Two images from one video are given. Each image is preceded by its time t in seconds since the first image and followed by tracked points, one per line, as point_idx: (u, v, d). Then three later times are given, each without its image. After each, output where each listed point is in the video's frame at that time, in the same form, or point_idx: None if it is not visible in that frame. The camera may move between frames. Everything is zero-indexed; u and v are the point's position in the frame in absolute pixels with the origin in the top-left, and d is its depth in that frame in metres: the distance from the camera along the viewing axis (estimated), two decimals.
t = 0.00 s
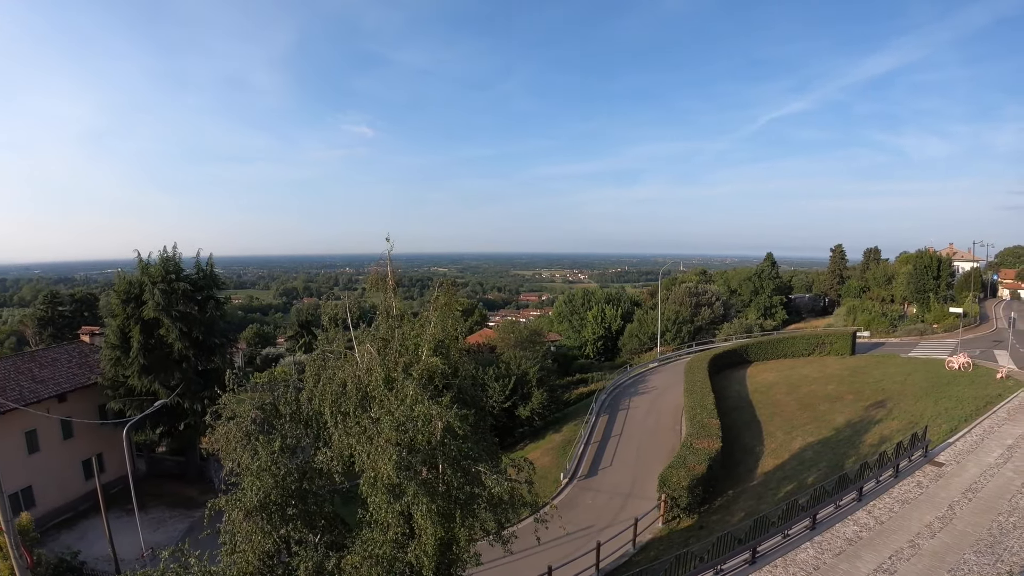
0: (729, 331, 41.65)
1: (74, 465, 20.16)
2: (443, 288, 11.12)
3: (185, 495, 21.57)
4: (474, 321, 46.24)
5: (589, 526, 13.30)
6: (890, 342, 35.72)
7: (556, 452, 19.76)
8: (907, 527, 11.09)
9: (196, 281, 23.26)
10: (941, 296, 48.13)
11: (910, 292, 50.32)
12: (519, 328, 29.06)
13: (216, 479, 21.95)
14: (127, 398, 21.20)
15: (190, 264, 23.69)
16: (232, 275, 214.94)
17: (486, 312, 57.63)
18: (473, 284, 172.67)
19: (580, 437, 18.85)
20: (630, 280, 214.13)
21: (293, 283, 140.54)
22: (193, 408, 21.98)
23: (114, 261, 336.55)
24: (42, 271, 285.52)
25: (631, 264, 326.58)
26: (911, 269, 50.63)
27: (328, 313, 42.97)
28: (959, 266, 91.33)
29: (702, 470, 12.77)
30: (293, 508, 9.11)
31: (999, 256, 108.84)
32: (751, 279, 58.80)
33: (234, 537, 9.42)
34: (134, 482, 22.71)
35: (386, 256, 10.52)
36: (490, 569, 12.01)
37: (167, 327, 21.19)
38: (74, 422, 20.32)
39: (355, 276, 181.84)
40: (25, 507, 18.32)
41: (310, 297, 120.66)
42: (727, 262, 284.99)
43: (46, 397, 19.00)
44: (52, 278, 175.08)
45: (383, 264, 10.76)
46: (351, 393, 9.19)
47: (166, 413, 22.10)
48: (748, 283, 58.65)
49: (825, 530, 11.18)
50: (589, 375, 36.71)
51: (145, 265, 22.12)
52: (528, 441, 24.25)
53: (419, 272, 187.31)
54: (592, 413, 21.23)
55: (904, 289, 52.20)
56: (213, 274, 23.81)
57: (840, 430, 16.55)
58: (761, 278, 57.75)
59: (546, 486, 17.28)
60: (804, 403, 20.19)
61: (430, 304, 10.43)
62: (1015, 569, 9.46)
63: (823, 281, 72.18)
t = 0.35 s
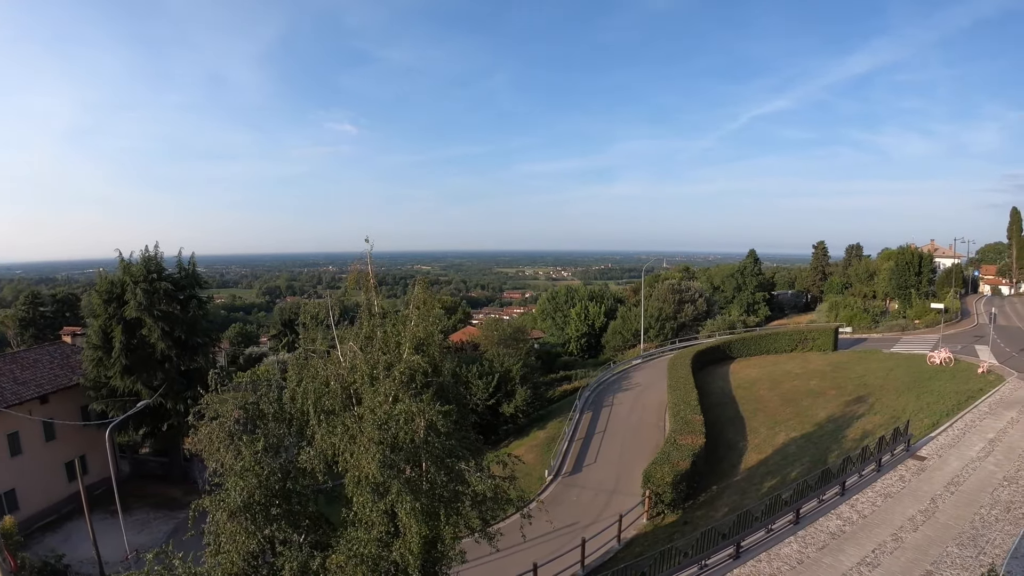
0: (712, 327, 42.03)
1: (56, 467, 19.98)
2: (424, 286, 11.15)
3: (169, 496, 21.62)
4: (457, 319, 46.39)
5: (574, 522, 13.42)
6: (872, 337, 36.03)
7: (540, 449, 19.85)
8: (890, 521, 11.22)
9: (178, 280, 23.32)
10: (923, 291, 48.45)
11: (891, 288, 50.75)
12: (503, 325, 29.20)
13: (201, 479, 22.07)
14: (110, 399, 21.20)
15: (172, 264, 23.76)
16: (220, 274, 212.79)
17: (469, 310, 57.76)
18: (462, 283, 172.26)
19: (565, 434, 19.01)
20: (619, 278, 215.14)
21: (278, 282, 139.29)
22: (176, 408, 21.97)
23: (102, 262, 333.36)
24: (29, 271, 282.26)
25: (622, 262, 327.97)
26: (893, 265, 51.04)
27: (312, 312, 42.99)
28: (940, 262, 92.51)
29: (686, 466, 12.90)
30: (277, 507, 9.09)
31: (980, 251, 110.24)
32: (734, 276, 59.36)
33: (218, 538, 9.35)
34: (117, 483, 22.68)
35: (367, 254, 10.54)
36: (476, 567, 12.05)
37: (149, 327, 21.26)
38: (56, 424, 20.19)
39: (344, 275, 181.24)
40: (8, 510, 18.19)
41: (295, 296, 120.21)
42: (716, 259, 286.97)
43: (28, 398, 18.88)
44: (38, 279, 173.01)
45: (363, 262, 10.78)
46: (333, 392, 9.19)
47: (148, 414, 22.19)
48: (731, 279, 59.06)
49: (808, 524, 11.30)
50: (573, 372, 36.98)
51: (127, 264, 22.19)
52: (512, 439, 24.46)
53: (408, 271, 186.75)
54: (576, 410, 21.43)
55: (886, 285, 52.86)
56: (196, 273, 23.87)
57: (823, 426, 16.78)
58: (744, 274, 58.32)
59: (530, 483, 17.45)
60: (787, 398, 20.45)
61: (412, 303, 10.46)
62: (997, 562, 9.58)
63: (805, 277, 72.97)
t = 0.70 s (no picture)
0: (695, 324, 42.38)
1: (40, 473, 19.87)
2: (406, 284, 11.15)
3: (154, 499, 21.58)
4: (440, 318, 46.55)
5: (560, 520, 13.58)
6: (854, 333, 36.42)
7: (524, 447, 19.95)
8: (874, 515, 11.34)
9: (160, 282, 23.30)
10: (904, 287, 48.97)
11: (873, 284, 51.14)
12: (485, 324, 29.31)
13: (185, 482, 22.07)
14: (92, 402, 21.11)
15: (154, 265, 23.78)
16: (209, 275, 211.66)
17: (452, 310, 57.87)
18: (451, 282, 172.32)
19: (549, 432, 19.16)
20: (609, 276, 216.04)
21: (263, 282, 138.54)
22: (159, 410, 22.03)
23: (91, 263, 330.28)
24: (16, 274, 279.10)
25: (613, 260, 329.38)
26: (875, 261, 51.55)
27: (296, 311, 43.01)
28: (922, 258, 93.77)
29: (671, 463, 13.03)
30: (262, 509, 9.07)
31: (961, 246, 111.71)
32: (717, 273, 59.89)
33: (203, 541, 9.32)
34: (100, 487, 22.58)
35: (348, 254, 10.53)
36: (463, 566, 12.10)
37: (131, 329, 21.22)
38: (38, 428, 20.05)
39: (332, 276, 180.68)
40: None
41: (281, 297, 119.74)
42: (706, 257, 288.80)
43: (10, 402, 18.76)
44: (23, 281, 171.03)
45: (345, 262, 10.76)
46: (315, 394, 9.20)
47: (131, 416, 22.23)
48: (714, 277, 59.59)
49: (792, 519, 11.41)
50: (557, 370, 37.19)
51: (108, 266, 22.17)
52: (497, 437, 24.61)
53: (397, 270, 186.62)
54: (560, 408, 21.58)
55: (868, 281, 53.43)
56: (177, 274, 23.86)
57: (806, 422, 16.99)
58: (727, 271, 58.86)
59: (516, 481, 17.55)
60: (770, 393, 20.68)
61: (393, 302, 10.45)
62: (981, 554, 9.71)
63: (788, 273, 73.69)
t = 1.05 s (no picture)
0: (677, 323, 42.72)
1: (21, 478, 19.75)
2: (388, 285, 11.19)
3: (137, 503, 21.54)
4: (422, 319, 46.66)
5: (543, 520, 13.81)
6: (835, 331, 36.85)
7: (507, 447, 20.01)
8: (856, 510, 11.48)
9: (140, 284, 23.33)
10: (884, 285, 49.66)
11: (854, 282, 51.72)
12: (468, 324, 29.41)
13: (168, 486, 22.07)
14: (74, 406, 20.97)
15: (134, 267, 23.78)
16: (198, 277, 210.10)
17: (434, 311, 57.91)
18: (440, 283, 172.37)
19: (532, 432, 19.30)
20: (597, 275, 216.93)
21: (247, 284, 137.73)
22: (141, 413, 22.06)
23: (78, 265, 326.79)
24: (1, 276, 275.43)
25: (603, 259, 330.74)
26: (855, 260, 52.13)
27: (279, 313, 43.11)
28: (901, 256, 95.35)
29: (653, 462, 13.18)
30: (245, 512, 9.05)
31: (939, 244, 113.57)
32: (698, 271, 60.45)
33: (186, 546, 9.28)
34: (82, 492, 22.41)
35: (330, 255, 10.58)
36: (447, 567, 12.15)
37: (112, 331, 21.27)
38: (19, 433, 19.93)
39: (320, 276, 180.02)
40: None
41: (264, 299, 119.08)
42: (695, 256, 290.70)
43: None
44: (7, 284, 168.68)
45: (327, 263, 10.80)
46: (297, 395, 9.22)
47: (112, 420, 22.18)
48: (696, 275, 60.13)
49: (774, 516, 11.53)
50: (539, 370, 37.35)
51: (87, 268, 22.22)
52: (480, 437, 24.74)
53: (385, 271, 186.25)
54: (543, 408, 21.75)
55: (849, 279, 54.04)
56: (158, 276, 23.89)
57: (788, 419, 17.20)
58: (708, 270, 59.47)
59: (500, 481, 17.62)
60: (753, 391, 20.91)
61: (375, 303, 10.49)
62: (962, 548, 9.86)
63: (769, 272, 74.59)
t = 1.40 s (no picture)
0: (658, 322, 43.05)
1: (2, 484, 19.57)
2: (370, 287, 11.24)
3: (119, 508, 21.43)
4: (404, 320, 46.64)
5: (527, 520, 13.97)
6: (816, 329, 37.24)
7: (490, 448, 20.02)
8: (839, 507, 11.62)
9: (120, 286, 23.20)
10: (864, 284, 50.26)
11: (834, 281, 52.31)
12: (451, 325, 29.45)
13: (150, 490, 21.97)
14: (54, 411, 20.80)
15: (114, 269, 23.70)
16: (185, 279, 207.93)
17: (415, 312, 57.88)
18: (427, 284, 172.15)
19: (515, 432, 19.38)
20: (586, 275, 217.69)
21: (230, 286, 136.68)
22: (122, 417, 21.86)
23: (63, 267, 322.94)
24: None
25: (593, 259, 331.96)
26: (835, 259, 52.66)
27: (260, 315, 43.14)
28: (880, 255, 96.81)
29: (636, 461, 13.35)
30: (228, 517, 9.01)
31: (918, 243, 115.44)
32: (680, 271, 60.91)
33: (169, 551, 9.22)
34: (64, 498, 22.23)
35: (311, 257, 10.61)
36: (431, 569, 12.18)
37: (92, 334, 21.12)
38: None
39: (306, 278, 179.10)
40: None
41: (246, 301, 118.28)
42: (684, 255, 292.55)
43: None
44: None
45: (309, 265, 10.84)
46: (280, 397, 9.21)
47: (94, 425, 22.01)
48: (677, 275, 60.58)
49: (757, 513, 11.65)
50: (522, 370, 37.46)
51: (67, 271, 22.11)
52: (463, 438, 24.76)
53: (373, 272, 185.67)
54: (526, 408, 21.83)
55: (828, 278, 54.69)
56: (139, 279, 23.81)
57: (770, 417, 17.37)
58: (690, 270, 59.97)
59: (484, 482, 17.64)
60: (735, 389, 21.11)
61: (357, 305, 10.53)
62: (944, 543, 10.01)
63: (750, 271, 75.35)
